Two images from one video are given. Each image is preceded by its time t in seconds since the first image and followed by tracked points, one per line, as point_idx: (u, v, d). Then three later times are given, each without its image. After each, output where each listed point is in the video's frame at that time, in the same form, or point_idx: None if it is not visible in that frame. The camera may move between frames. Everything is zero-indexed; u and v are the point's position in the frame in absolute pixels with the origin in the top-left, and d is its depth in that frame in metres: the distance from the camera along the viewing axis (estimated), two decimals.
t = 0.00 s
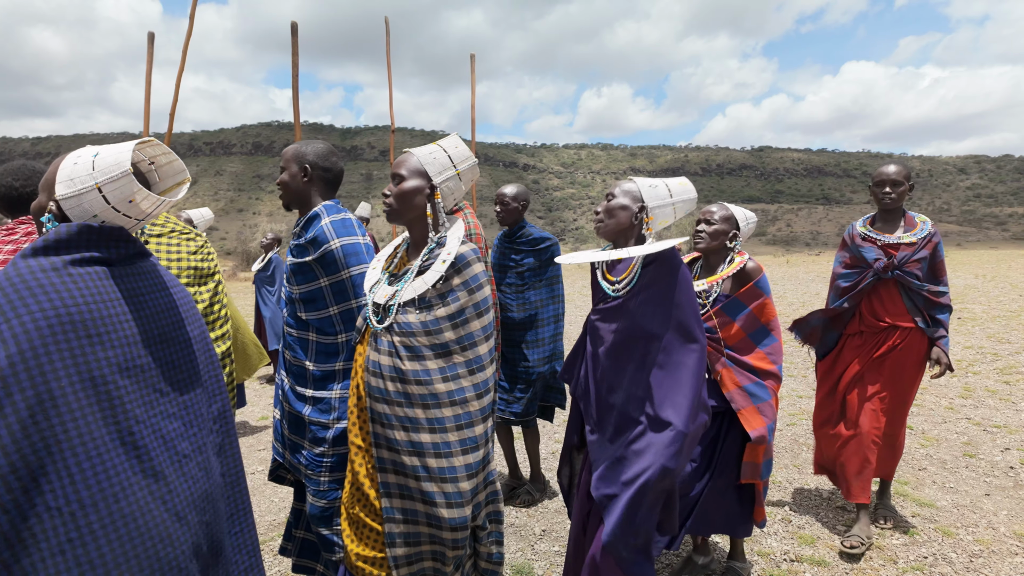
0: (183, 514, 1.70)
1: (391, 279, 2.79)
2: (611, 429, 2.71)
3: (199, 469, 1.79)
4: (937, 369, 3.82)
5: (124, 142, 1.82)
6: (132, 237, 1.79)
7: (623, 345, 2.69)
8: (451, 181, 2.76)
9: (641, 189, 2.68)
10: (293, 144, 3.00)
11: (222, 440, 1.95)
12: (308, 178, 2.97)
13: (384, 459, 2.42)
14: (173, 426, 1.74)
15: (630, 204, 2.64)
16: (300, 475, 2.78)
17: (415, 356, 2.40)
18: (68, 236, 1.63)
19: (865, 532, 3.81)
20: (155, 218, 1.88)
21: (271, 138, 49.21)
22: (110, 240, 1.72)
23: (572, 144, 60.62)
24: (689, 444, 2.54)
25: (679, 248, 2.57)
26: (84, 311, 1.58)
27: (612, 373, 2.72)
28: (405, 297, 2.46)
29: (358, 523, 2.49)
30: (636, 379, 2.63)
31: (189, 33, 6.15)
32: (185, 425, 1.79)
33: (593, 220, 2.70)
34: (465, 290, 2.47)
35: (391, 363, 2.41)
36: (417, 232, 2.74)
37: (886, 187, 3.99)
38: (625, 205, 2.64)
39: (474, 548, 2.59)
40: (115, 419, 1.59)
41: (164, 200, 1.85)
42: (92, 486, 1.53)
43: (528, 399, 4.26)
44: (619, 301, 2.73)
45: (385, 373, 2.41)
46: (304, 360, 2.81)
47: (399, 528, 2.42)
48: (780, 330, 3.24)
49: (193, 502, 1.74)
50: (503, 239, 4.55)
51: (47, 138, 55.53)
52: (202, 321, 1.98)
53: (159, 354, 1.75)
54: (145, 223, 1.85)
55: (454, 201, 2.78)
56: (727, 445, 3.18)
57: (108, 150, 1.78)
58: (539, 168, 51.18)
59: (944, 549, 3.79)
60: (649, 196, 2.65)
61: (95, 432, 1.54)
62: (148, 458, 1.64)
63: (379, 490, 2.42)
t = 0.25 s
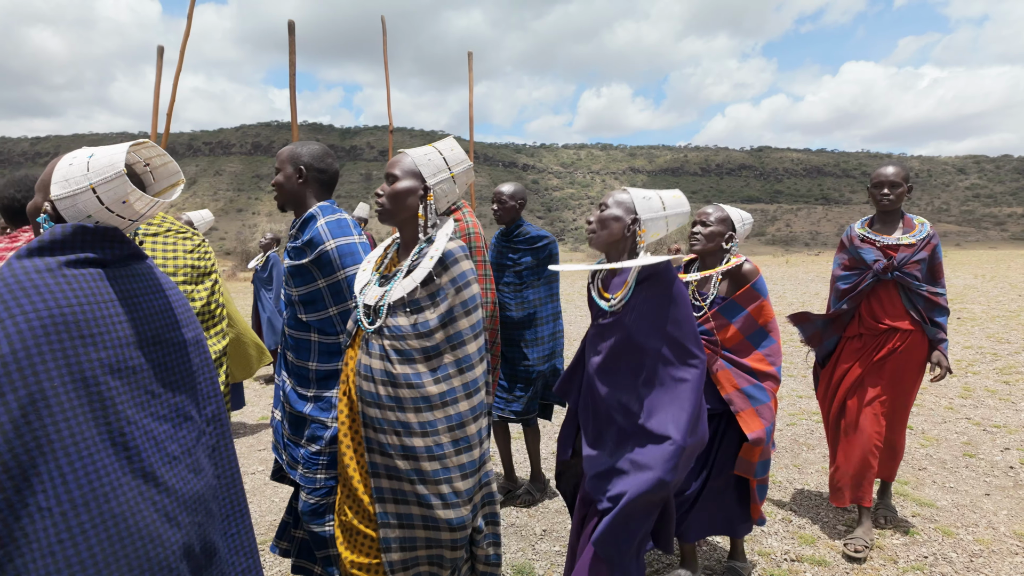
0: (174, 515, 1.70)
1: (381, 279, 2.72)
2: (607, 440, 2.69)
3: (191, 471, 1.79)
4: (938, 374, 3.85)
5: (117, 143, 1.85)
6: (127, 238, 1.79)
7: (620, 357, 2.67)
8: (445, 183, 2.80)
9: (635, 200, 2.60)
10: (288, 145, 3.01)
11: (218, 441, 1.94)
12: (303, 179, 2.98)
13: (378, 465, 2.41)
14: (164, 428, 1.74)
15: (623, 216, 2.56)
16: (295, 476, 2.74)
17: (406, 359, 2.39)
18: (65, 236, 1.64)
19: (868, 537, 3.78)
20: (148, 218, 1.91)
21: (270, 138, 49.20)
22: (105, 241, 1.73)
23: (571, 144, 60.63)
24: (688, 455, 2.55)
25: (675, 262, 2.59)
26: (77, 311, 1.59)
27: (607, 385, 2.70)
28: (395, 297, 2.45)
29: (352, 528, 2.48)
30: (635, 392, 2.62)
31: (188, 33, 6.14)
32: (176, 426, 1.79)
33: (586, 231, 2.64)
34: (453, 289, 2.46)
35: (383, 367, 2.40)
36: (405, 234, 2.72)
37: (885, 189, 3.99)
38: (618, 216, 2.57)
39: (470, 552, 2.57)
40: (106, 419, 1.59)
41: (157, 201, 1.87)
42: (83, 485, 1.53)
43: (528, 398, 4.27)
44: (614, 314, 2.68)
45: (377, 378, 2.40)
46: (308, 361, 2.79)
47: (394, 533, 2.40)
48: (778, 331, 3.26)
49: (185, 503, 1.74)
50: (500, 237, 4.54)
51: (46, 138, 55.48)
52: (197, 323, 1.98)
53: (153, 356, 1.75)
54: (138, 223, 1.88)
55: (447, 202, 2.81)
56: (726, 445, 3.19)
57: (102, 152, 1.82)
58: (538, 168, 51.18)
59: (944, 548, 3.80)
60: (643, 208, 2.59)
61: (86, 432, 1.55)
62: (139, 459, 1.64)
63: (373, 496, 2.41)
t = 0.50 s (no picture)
0: (164, 521, 1.69)
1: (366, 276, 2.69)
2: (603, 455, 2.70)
3: (182, 479, 1.78)
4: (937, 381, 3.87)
5: (110, 145, 1.85)
6: (122, 241, 1.79)
7: (614, 374, 2.66)
8: (437, 185, 2.83)
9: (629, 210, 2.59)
10: (284, 150, 3.04)
11: (214, 449, 1.92)
12: (298, 185, 3.00)
13: (367, 469, 2.40)
14: (155, 434, 1.74)
15: (618, 226, 2.56)
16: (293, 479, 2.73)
17: (391, 359, 2.38)
18: (60, 241, 1.64)
19: (869, 538, 3.78)
20: (141, 219, 1.89)
21: (269, 138, 49.17)
22: (100, 245, 1.72)
23: (571, 144, 60.63)
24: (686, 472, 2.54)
25: (668, 278, 2.54)
26: (70, 317, 1.59)
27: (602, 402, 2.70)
28: (376, 287, 2.43)
29: (343, 529, 2.46)
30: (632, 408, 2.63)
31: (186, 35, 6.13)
32: (167, 433, 1.78)
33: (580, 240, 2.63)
34: (432, 281, 2.43)
35: (371, 368, 2.39)
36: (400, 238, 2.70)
37: (883, 190, 3.99)
38: (612, 225, 2.57)
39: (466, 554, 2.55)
40: (96, 426, 1.59)
41: (149, 200, 1.86)
42: (73, 490, 1.53)
43: (529, 396, 4.27)
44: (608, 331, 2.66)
45: (365, 380, 2.39)
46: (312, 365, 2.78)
47: (386, 536, 2.39)
48: (775, 337, 3.24)
49: (176, 510, 1.73)
50: (497, 237, 4.55)
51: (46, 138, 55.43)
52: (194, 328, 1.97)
53: (146, 363, 1.75)
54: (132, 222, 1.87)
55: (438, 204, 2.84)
56: (724, 446, 3.20)
57: (96, 152, 1.81)
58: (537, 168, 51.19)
59: (944, 548, 3.80)
60: (638, 218, 2.59)
61: (76, 438, 1.55)
62: (129, 465, 1.64)
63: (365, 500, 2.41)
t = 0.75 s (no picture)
0: (155, 526, 1.69)
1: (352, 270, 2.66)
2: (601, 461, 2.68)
3: (175, 485, 1.78)
4: (937, 381, 3.85)
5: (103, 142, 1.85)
6: (120, 246, 1.78)
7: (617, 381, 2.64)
8: (430, 187, 2.83)
9: (627, 209, 2.58)
10: (280, 158, 3.05)
11: (209, 454, 1.92)
12: (294, 194, 3.02)
13: (359, 470, 2.38)
14: (148, 439, 1.73)
15: (617, 226, 2.54)
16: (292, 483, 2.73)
17: (378, 357, 2.36)
18: (59, 245, 1.64)
19: (869, 538, 3.79)
20: (137, 215, 1.88)
21: (269, 138, 49.15)
22: (98, 250, 1.72)
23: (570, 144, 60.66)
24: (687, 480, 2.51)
25: (664, 279, 2.50)
26: (65, 320, 1.59)
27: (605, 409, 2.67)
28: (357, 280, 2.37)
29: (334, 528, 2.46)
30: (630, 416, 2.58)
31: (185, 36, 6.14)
32: (161, 438, 1.78)
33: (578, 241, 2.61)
34: (416, 275, 2.41)
35: (358, 368, 2.36)
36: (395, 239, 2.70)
37: (880, 189, 3.99)
38: (610, 227, 2.54)
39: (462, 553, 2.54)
40: (89, 430, 1.59)
41: (144, 196, 1.84)
42: (64, 494, 1.54)
43: (525, 399, 4.25)
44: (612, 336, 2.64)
45: (353, 379, 2.36)
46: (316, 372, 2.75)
47: (379, 537, 2.38)
48: (770, 341, 3.24)
49: (167, 515, 1.73)
50: (494, 240, 4.55)
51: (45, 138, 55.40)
52: (192, 332, 1.96)
53: (142, 368, 1.75)
54: (128, 219, 1.86)
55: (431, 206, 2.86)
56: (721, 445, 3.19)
57: (91, 149, 1.82)
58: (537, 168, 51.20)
59: (945, 548, 3.80)
60: (636, 218, 2.58)
61: (68, 442, 1.55)
62: (120, 469, 1.64)
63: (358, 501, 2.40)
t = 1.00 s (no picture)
0: (145, 526, 1.69)
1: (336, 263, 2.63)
2: (599, 466, 2.59)
3: (167, 485, 1.77)
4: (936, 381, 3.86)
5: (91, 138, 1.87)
6: (118, 247, 1.77)
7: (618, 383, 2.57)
8: (420, 188, 2.77)
9: (627, 201, 2.52)
10: (276, 164, 3.06)
11: (202, 456, 1.91)
12: (292, 200, 3.03)
13: (348, 475, 2.39)
14: (139, 439, 1.73)
15: (617, 220, 2.51)
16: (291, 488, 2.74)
17: (365, 360, 2.35)
18: (56, 245, 1.64)
19: (869, 537, 3.79)
20: (132, 208, 1.91)
21: (268, 138, 49.15)
22: (97, 251, 1.71)
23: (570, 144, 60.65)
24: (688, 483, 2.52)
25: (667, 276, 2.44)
26: (59, 319, 1.58)
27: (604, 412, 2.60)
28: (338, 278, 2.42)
29: (323, 531, 2.46)
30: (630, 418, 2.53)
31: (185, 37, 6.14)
32: (152, 438, 1.77)
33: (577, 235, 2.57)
34: (403, 278, 2.40)
35: (346, 371, 2.35)
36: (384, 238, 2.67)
37: (879, 188, 3.99)
38: (610, 221, 2.51)
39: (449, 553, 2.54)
40: (80, 430, 1.59)
41: (138, 186, 1.88)
42: (53, 492, 1.53)
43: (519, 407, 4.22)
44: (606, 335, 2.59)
45: (342, 383, 2.35)
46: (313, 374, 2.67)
47: (365, 545, 2.36)
48: (764, 342, 3.24)
49: (157, 515, 1.73)
50: (491, 248, 4.54)
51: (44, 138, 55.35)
52: (187, 334, 1.96)
53: (136, 368, 1.74)
54: (123, 213, 1.88)
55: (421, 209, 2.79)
56: (716, 446, 3.18)
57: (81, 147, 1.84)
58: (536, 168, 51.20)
59: (945, 548, 3.81)
60: (636, 211, 2.50)
61: (58, 441, 1.55)
62: (110, 468, 1.64)
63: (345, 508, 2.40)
